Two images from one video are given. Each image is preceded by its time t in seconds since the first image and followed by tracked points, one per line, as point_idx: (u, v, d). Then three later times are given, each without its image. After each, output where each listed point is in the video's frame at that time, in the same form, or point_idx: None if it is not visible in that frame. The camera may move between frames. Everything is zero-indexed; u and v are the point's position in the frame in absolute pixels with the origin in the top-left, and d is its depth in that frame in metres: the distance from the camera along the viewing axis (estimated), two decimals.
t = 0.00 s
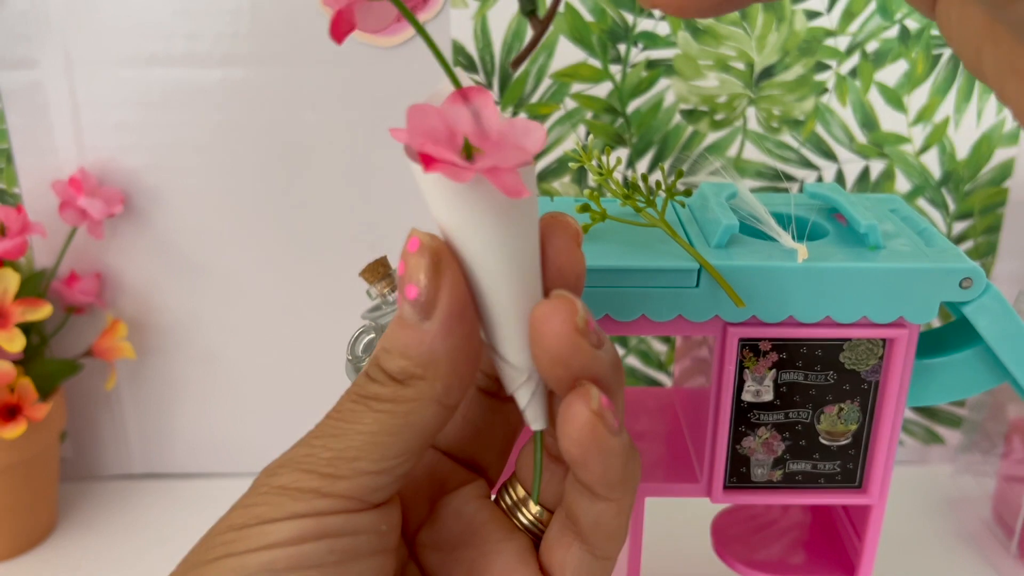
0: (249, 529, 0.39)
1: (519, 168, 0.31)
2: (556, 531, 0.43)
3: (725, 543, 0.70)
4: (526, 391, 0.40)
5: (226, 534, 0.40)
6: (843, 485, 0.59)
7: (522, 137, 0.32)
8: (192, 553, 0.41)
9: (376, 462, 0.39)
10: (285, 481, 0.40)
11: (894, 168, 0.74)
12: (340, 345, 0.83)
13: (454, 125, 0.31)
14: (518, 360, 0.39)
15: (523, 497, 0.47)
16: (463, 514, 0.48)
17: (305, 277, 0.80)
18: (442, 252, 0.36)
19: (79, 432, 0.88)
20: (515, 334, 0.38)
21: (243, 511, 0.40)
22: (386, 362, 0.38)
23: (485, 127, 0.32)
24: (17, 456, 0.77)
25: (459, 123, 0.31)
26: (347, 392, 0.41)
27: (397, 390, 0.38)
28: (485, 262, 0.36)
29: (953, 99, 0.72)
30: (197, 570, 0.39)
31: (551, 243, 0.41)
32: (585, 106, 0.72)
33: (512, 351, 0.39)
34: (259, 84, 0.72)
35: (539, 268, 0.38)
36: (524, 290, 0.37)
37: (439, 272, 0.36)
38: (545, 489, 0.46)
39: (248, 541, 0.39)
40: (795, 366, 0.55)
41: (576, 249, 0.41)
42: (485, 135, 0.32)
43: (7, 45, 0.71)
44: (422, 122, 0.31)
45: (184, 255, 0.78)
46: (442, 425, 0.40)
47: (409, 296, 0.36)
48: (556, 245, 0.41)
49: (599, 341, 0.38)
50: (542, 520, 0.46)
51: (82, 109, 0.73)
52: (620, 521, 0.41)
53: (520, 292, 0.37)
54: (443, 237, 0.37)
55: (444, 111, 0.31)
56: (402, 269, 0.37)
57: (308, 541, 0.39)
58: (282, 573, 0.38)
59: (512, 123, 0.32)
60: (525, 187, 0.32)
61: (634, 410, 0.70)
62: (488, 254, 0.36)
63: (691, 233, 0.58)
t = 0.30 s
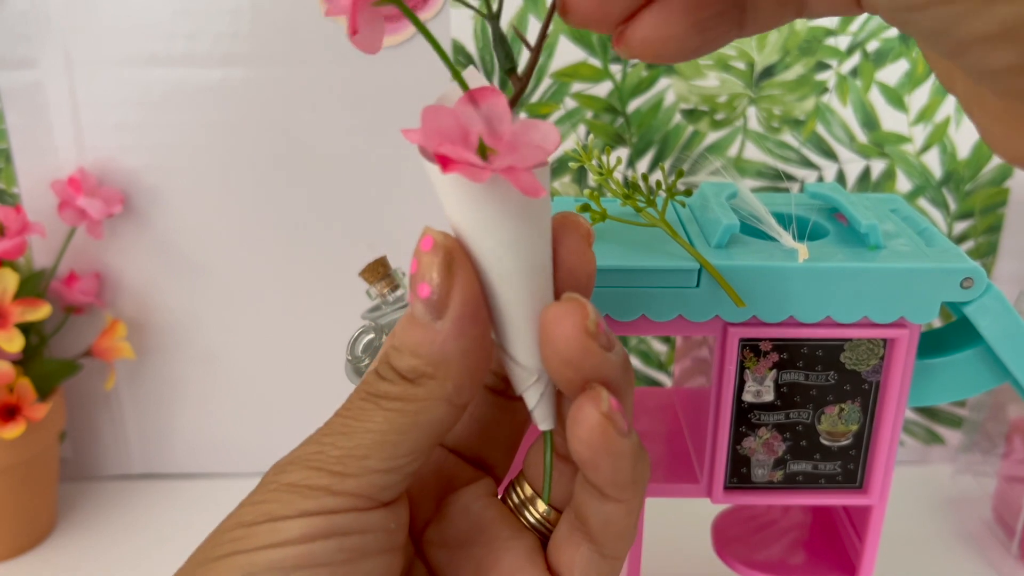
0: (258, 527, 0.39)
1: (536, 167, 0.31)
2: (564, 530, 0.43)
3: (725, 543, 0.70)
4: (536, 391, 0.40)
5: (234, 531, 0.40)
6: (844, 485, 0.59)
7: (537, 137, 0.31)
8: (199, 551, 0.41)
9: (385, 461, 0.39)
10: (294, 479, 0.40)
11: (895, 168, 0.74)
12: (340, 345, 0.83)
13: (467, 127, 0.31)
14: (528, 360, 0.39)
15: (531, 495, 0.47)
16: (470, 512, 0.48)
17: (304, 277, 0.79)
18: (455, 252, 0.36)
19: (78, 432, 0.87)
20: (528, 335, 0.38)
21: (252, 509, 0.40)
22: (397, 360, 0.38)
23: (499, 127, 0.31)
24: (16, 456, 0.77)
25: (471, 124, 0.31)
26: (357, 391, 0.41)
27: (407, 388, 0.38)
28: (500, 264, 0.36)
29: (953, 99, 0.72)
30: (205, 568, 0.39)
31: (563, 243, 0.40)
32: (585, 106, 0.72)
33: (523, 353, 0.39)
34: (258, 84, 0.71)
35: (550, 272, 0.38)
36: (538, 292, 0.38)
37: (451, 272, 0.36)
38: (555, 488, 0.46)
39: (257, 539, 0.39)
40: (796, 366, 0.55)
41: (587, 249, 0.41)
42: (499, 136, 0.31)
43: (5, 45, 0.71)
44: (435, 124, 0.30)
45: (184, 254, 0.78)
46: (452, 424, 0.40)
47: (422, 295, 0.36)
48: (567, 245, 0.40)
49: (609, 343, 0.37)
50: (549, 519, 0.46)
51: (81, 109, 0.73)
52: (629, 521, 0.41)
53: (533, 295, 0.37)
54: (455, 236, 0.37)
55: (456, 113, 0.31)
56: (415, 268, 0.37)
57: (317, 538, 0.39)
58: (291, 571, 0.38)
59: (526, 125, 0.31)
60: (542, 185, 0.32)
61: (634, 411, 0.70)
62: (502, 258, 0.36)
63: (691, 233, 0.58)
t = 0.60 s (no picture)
0: (256, 526, 0.39)
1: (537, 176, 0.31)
2: (560, 532, 0.43)
3: (725, 543, 0.70)
4: (530, 396, 0.40)
5: (232, 531, 0.40)
6: (844, 485, 0.59)
7: (540, 146, 0.32)
8: (197, 550, 0.41)
9: (383, 461, 0.39)
10: (292, 479, 0.40)
11: (895, 168, 0.74)
12: (340, 345, 0.83)
13: (473, 130, 0.32)
14: (526, 366, 0.39)
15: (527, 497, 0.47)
16: (468, 513, 0.47)
17: (304, 276, 0.79)
18: (456, 254, 0.36)
19: (78, 432, 0.87)
20: (523, 342, 0.38)
21: (250, 508, 0.40)
22: (395, 361, 0.38)
23: (503, 133, 0.32)
24: (16, 457, 0.77)
25: (477, 128, 0.32)
26: (355, 391, 0.41)
27: (405, 389, 0.38)
28: (498, 270, 0.36)
29: (953, 99, 0.72)
30: (203, 568, 0.39)
31: (563, 250, 0.40)
32: (584, 106, 0.72)
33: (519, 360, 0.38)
34: (259, 84, 0.72)
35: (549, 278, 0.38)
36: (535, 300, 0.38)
37: (451, 274, 0.36)
38: (548, 491, 0.46)
39: (255, 539, 0.39)
40: (796, 366, 0.55)
41: (587, 257, 0.41)
42: (503, 141, 0.32)
43: (6, 45, 0.71)
44: (441, 124, 0.31)
45: (184, 254, 0.78)
46: (449, 425, 0.40)
47: (422, 296, 0.36)
48: (568, 252, 0.40)
49: (604, 350, 0.38)
50: (544, 520, 0.46)
51: (81, 109, 0.73)
52: (625, 524, 0.41)
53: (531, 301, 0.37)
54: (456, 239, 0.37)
55: (463, 115, 0.32)
56: (415, 269, 0.37)
57: (315, 538, 0.39)
58: (289, 571, 0.38)
59: (530, 133, 0.32)
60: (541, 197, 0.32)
61: (634, 411, 0.70)
62: (502, 264, 0.36)
63: (692, 233, 0.58)
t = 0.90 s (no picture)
0: (267, 529, 0.39)
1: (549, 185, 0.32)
2: (569, 537, 0.43)
3: (725, 543, 0.70)
4: (538, 402, 0.40)
5: (243, 533, 0.40)
6: (844, 485, 0.59)
7: (555, 153, 0.32)
8: (208, 552, 0.41)
9: (393, 464, 0.39)
10: (303, 481, 0.40)
11: (894, 168, 0.74)
12: (341, 345, 0.83)
13: (490, 136, 0.32)
14: (534, 372, 0.39)
15: (536, 502, 0.47)
16: (476, 517, 0.48)
17: (304, 277, 0.79)
18: (469, 258, 0.37)
19: (79, 431, 0.88)
20: (533, 347, 0.38)
21: (262, 511, 0.40)
22: (407, 364, 0.38)
23: (519, 140, 0.32)
24: (16, 456, 0.77)
25: (494, 134, 0.32)
26: (367, 394, 0.41)
27: (416, 393, 0.38)
28: (509, 276, 0.37)
29: (953, 99, 0.72)
30: (214, 570, 0.39)
31: (577, 259, 0.40)
32: (585, 106, 0.72)
33: (528, 366, 0.39)
34: (259, 84, 0.72)
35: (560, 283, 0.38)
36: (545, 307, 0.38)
37: (464, 278, 0.36)
38: (557, 496, 0.46)
39: (266, 542, 0.39)
40: (795, 366, 0.55)
41: (600, 266, 0.41)
42: (519, 148, 0.32)
43: (6, 45, 0.71)
44: (458, 130, 0.31)
45: (185, 254, 0.78)
46: (459, 429, 0.40)
47: (434, 299, 0.37)
48: (583, 261, 0.40)
49: (613, 360, 0.38)
50: (554, 526, 0.46)
51: (81, 110, 0.73)
52: (635, 530, 0.41)
53: (543, 307, 0.38)
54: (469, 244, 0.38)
55: (480, 121, 0.32)
56: (428, 272, 0.37)
57: (326, 542, 0.39)
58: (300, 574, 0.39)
59: (547, 139, 0.32)
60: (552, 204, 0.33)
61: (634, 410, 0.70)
62: (514, 271, 0.36)
63: (692, 234, 0.58)
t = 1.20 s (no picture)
0: (257, 537, 0.40)
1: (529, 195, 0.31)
2: (561, 545, 0.44)
3: (725, 543, 0.70)
4: (527, 409, 0.40)
5: (233, 542, 0.40)
6: (844, 485, 0.59)
7: (540, 162, 0.31)
8: (200, 561, 0.41)
9: (382, 469, 0.40)
10: (292, 488, 0.40)
11: (894, 168, 0.74)
12: (341, 345, 0.83)
13: (474, 143, 0.32)
14: (523, 381, 0.39)
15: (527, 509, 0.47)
16: (469, 525, 0.48)
17: (304, 277, 0.79)
18: (457, 264, 0.37)
19: (79, 431, 0.87)
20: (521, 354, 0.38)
21: (251, 520, 0.40)
22: (395, 370, 0.39)
23: (504, 147, 0.32)
24: (16, 456, 0.77)
25: (479, 141, 0.32)
26: (355, 400, 0.41)
27: (404, 398, 0.39)
28: (499, 284, 0.36)
29: (953, 99, 0.72)
30: None
31: (567, 266, 0.40)
32: (585, 106, 0.72)
33: (518, 374, 0.39)
34: (260, 84, 0.72)
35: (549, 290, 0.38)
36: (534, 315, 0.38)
37: (452, 283, 0.37)
38: (549, 504, 0.47)
39: (256, 550, 0.39)
40: (796, 366, 0.55)
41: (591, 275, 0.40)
42: (504, 155, 0.32)
43: (6, 45, 0.71)
44: (442, 136, 0.32)
45: (184, 254, 0.78)
46: (448, 433, 0.41)
47: (422, 304, 0.37)
48: (570, 269, 0.40)
49: (600, 371, 0.38)
50: (546, 533, 0.47)
51: (81, 110, 0.73)
52: (626, 538, 0.42)
53: (533, 315, 0.37)
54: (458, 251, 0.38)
55: (465, 128, 0.32)
56: (416, 277, 0.37)
57: (316, 549, 0.40)
58: None
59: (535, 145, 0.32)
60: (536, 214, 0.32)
61: (634, 410, 0.70)
62: (504, 279, 0.36)
63: (691, 233, 0.58)
